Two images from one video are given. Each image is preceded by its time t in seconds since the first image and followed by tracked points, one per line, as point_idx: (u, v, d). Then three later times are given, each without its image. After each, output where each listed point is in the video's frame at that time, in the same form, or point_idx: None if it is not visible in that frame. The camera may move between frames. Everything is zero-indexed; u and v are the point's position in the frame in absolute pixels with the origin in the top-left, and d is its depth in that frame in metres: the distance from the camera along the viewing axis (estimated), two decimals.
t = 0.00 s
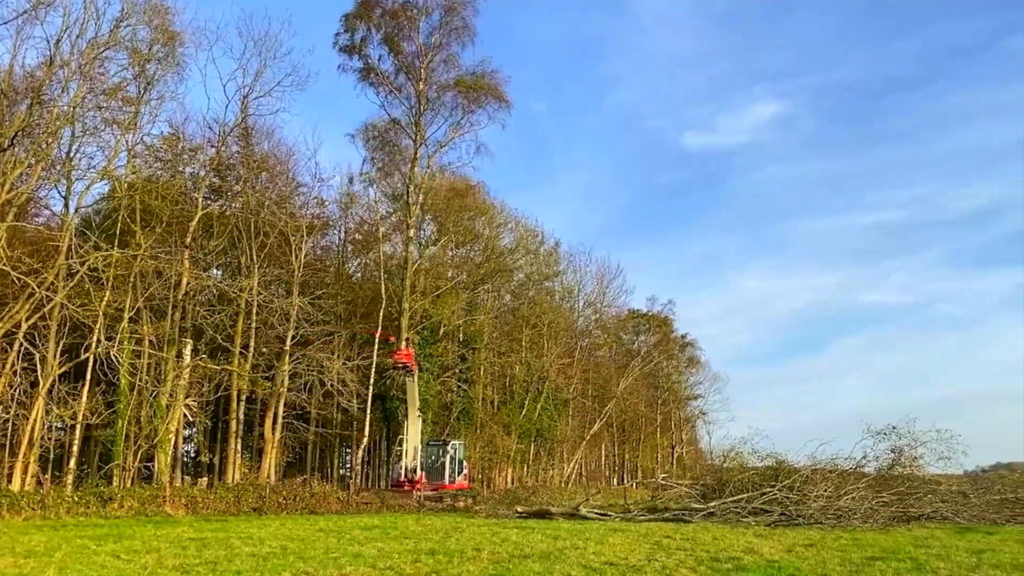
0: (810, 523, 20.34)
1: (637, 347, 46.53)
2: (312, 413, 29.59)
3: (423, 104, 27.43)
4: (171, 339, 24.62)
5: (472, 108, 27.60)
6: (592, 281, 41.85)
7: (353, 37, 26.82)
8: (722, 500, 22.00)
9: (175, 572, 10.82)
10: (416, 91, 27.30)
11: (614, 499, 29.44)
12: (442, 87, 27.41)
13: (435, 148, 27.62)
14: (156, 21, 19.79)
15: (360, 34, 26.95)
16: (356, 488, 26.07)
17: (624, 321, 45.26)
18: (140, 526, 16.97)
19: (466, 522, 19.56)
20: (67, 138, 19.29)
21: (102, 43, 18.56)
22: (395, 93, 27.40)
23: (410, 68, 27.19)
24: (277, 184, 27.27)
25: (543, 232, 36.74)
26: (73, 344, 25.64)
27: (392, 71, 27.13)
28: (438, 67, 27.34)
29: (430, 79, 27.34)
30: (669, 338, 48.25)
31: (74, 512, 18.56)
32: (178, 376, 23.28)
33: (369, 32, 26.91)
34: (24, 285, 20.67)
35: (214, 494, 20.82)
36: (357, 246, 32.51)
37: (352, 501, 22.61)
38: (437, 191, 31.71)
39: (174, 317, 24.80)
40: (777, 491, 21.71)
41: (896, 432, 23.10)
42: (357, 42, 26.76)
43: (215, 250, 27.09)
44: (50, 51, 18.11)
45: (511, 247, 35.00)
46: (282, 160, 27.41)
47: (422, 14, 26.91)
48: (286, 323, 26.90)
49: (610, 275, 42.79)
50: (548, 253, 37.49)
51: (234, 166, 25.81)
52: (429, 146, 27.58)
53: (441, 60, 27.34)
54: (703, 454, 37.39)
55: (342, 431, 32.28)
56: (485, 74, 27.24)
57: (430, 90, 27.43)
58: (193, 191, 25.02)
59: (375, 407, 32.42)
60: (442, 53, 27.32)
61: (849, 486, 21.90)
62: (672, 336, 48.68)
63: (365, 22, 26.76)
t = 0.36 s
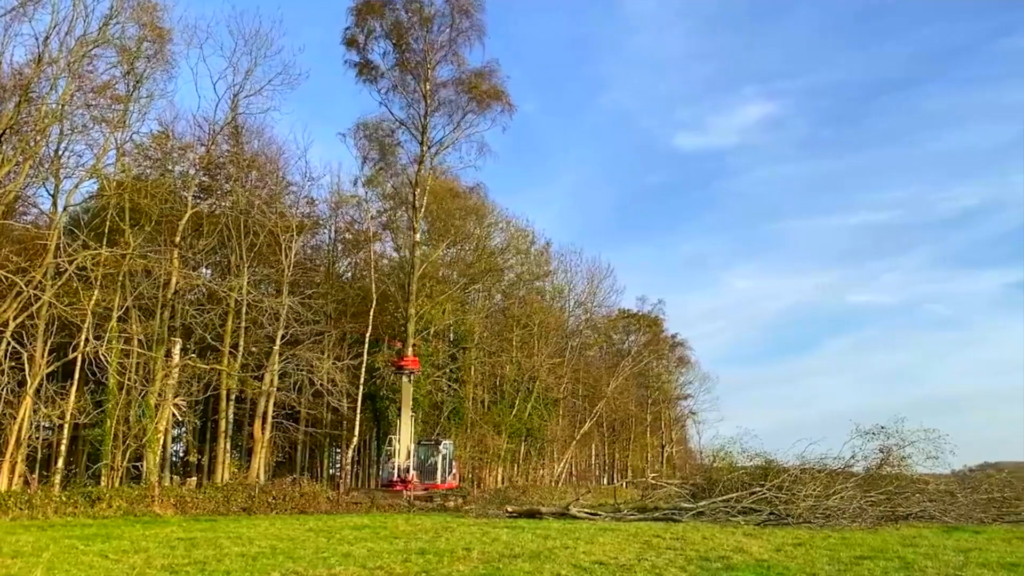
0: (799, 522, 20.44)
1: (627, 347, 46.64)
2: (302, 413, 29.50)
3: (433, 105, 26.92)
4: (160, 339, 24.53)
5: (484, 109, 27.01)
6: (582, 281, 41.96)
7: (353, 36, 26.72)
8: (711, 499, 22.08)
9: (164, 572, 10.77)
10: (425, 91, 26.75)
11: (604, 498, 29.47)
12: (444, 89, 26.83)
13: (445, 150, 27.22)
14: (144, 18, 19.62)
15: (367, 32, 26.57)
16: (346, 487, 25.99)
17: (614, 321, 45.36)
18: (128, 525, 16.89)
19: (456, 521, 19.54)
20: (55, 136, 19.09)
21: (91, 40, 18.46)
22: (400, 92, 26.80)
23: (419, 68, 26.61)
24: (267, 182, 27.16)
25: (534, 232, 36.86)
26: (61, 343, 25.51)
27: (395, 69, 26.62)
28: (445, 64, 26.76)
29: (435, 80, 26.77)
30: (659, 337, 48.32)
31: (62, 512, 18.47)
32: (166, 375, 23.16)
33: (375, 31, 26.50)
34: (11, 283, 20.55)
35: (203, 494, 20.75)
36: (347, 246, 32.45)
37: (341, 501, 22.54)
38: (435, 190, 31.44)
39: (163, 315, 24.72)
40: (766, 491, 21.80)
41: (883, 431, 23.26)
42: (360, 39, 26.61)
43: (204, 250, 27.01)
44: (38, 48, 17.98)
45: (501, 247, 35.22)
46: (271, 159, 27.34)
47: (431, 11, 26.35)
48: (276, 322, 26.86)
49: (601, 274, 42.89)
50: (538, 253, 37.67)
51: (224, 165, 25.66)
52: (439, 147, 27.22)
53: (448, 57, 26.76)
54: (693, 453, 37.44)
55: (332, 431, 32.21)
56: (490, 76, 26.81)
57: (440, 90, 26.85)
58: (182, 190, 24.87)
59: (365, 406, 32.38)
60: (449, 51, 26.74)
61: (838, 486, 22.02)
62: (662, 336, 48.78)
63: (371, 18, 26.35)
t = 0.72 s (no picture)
0: (789, 522, 20.52)
1: (618, 347, 46.73)
2: (292, 413, 29.42)
3: (445, 109, 26.78)
4: (149, 338, 24.44)
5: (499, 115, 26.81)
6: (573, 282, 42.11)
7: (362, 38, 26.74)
8: (701, 499, 22.14)
9: (152, 572, 10.75)
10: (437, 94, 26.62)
11: (595, 498, 29.53)
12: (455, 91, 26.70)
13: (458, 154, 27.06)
14: (134, 16, 19.54)
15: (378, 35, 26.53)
16: (336, 487, 25.89)
17: (605, 321, 45.48)
18: (117, 526, 16.83)
19: (447, 521, 19.52)
20: (44, 134, 18.83)
21: (80, 38, 18.37)
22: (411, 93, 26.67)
23: (431, 71, 26.51)
24: (257, 181, 27.07)
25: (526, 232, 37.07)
26: (49, 342, 25.37)
27: (406, 69, 26.54)
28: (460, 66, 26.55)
29: (446, 81, 26.63)
30: (649, 337, 48.37)
31: (50, 512, 18.37)
32: (156, 374, 23.08)
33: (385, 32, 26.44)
34: None
35: (193, 494, 20.67)
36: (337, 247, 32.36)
37: (332, 501, 22.50)
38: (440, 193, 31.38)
39: (152, 315, 24.64)
40: (756, 490, 21.87)
41: (872, 432, 23.42)
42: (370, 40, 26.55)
43: (194, 249, 26.92)
44: (27, 47, 17.87)
45: (493, 247, 35.50)
46: (262, 158, 27.31)
47: (443, 12, 26.26)
48: (266, 322, 26.78)
49: (593, 274, 43.01)
50: (529, 253, 37.92)
51: (214, 164, 25.56)
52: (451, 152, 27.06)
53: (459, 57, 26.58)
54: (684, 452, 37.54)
55: (323, 430, 32.14)
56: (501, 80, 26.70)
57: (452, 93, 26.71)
58: (172, 189, 24.77)
59: (356, 406, 32.33)
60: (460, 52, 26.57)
61: (827, 485, 22.13)
62: (653, 336, 48.88)
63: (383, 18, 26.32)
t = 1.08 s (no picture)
0: (778, 521, 20.61)
1: (609, 347, 46.80)
2: (283, 412, 29.35)
3: (460, 113, 26.53)
4: (139, 338, 24.35)
5: (515, 121, 26.47)
6: (565, 281, 42.19)
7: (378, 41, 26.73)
8: (692, 498, 22.20)
9: (142, 573, 10.71)
10: (453, 98, 26.41)
11: (585, 498, 29.58)
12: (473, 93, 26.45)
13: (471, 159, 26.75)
14: (122, 14, 19.44)
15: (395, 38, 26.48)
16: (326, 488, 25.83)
17: (596, 321, 45.59)
18: (106, 526, 16.76)
19: (438, 521, 19.50)
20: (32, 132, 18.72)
21: (69, 36, 18.28)
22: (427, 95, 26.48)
23: (447, 73, 26.35)
24: (248, 180, 26.94)
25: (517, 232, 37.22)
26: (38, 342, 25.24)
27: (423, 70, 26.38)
28: (477, 70, 26.25)
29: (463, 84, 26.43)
30: (640, 337, 48.39)
31: (39, 513, 18.27)
32: (146, 374, 22.97)
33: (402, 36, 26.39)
34: None
35: (183, 494, 20.61)
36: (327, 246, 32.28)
37: (322, 501, 22.44)
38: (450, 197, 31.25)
39: (142, 314, 24.56)
40: (746, 490, 21.94)
41: (862, 432, 23.54)
42: (385, 43, 26.45)
43: (184, 248, 26.80)
44: (16, 45, 17.76)
45: (484, 248, 35.35)
46: (252, 158, 27.22)
47: (461, 16, 26.10)
48: (257, 321, 26.70)
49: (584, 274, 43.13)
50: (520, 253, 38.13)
51: (204, 163, 25.43)
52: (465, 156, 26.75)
53: (476, 62, 26.28)
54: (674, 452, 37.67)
55: (313, 430, 32.07)
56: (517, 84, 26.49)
57: (467, 96, 26.43)
58: (162, 188, 24.64)
59: (347, 406, 32.30)
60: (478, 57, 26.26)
61: (817, 485, 22.25)
62: (643, 336, 48.95)
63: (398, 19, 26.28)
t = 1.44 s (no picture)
0: (768, 519, 20.72)
1: (600, 346, 46.89)
2: (274, 411, 29.28)
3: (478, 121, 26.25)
4: (128, 337, 24.27)
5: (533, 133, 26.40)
6: (555, 280, 42.30)
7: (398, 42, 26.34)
8: (682, 497, 22.28)
9: (132, 572, 10.69)
10: (471, 107, 26.17)
11: (576, 496, 29.67)
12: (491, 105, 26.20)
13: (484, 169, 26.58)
14: (109, 10, 19.29)
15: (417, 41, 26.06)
16: (317, 487, 25.78)
17: (587, 320, 45.67)
18: (95, 525, 16.74)
19: (429, 520, 19.52)
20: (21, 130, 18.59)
21: (58, 34, 18.17)
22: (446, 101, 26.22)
23: (470, 79, 26.06)
24: (238, 178, 26.84)
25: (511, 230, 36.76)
26: (26, 341, 25.09)
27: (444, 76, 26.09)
28: (499, 81, 26.10)
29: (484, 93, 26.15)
30: (632, 336, 48.36)
31: (27, 513, 18.19)
32: (135, 373, 22.87)
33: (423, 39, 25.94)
34: None
35: (173, 493, 20.57)
36: (317, 244, 32.21)
37: (313, 499, 22.42)
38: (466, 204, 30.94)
39: (131, 312, 24.47)
40: (736, 488, 22.04)
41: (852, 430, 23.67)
42: (406, 45, 26.04)
43: (174, 247, 26.69)
44: (4, 42, 17.64)
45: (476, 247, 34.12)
46: (243, 156, 27.12)
47: (488, 25, 25.82)
48: (247, 320, 26.62)
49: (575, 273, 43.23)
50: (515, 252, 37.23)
51: (194, 161, 25.30)
52: (480, 165, 26.52)
53: (499, 73, 26.05)
54: (665, 449, 37.77)
55: (304, 429, 32.04)
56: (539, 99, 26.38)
57: (485, 106, 26.25)
58: (152, 187, 24.52)
59: (337, 405, 32.30)
60: (501, 67, 26.04)
61: (807, 483, 22.37)
62: (635, 334, 48.98)
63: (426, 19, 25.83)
